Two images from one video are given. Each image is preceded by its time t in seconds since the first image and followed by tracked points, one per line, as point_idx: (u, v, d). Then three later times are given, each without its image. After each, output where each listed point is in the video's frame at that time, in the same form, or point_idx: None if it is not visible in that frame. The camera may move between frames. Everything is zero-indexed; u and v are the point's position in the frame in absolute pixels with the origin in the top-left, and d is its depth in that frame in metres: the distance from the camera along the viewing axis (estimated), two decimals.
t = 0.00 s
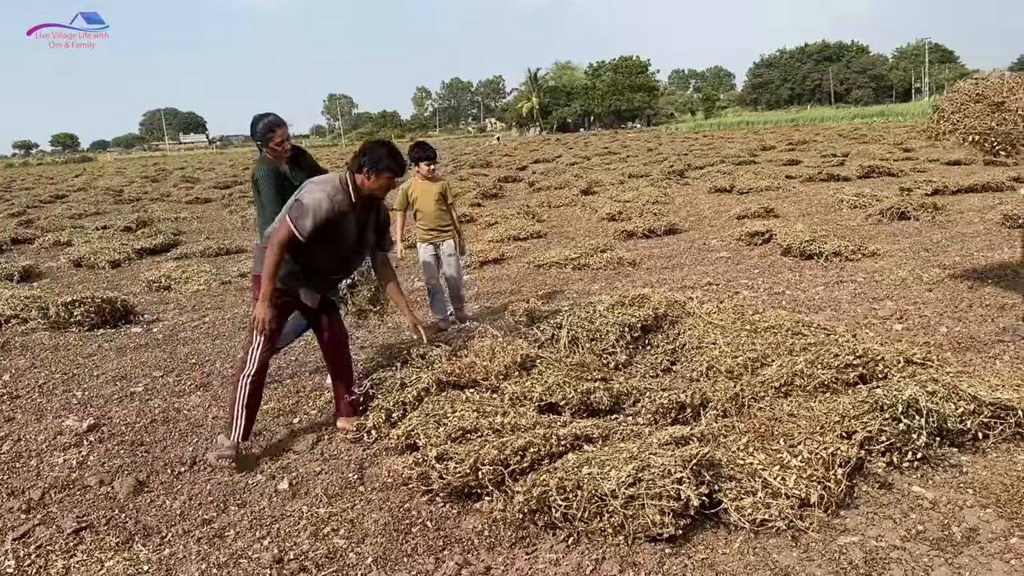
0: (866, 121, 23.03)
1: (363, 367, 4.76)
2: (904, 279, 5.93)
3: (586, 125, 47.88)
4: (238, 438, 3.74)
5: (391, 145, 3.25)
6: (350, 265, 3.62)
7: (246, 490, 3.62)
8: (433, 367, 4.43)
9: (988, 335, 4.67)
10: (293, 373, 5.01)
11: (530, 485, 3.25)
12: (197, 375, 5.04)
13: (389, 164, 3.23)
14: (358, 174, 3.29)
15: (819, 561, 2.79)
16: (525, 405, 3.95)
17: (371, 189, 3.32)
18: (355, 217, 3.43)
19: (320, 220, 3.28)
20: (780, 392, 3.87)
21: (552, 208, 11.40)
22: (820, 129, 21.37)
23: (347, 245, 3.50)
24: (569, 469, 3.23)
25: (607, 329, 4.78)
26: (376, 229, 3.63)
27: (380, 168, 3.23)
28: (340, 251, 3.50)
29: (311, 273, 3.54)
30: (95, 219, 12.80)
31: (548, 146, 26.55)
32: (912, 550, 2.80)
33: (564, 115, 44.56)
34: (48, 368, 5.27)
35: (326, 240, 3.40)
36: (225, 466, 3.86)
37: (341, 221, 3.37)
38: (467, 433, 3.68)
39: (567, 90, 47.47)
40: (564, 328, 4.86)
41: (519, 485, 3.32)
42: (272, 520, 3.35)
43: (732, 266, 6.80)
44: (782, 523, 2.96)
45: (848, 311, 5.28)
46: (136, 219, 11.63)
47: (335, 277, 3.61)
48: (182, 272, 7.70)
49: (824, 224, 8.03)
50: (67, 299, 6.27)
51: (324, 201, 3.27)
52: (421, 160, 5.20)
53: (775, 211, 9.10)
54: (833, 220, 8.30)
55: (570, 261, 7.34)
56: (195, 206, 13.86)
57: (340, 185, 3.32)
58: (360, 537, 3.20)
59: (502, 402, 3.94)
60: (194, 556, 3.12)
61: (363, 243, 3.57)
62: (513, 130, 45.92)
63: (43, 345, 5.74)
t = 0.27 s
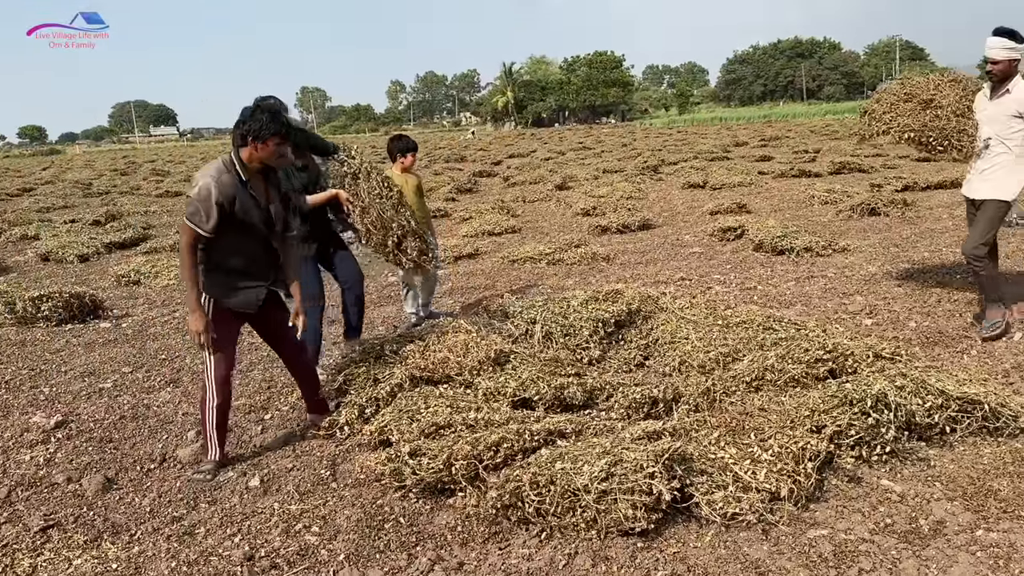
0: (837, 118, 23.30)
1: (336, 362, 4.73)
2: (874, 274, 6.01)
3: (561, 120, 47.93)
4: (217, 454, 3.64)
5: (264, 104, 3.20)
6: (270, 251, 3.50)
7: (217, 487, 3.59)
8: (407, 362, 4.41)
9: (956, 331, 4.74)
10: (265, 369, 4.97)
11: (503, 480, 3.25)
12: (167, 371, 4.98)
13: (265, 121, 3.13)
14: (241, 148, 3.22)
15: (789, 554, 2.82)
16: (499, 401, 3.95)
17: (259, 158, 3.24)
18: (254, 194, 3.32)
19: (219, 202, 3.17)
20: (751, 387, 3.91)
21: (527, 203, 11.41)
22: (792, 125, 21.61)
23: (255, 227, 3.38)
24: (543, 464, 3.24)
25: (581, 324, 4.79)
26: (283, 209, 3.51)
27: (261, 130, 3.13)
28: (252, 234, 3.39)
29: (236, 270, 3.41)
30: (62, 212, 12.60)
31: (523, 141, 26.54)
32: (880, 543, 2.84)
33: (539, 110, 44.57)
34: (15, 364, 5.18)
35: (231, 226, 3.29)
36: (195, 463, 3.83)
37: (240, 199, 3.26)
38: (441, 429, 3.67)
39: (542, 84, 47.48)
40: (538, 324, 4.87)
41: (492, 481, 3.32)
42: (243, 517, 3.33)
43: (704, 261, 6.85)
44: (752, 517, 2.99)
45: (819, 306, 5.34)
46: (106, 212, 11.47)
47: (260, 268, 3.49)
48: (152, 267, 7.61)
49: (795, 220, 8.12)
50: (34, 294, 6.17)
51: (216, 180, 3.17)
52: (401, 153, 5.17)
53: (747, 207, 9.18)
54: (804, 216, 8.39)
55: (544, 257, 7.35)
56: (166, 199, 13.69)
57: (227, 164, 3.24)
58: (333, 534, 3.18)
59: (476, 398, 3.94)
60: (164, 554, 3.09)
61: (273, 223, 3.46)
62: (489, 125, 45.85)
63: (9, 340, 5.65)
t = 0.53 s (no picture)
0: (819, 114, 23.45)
1: (318, 353, 4.71)
2: (854, 266, 6.07)
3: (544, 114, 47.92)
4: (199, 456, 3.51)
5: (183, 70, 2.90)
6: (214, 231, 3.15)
7: (198, 478, 3.57)
8: (389, 352, 4.39)
9: (935, 322, 4.79)
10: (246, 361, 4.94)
11: (487, 469, 3.25)
12: (147, 363, 4.93)
13: (189, 83, 2.84)
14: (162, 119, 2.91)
15: (771, 541, 2.84)
16: (482, 391, 3.94)
17: (184, 128, 2.92)
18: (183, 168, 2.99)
19: (138, 176, 2.86)
20: (732, 376, 3.93)
21: (511, 196, 11.40)
22: (773, 120, 21.75)
23: (191, 205, 3.04)
24: (526, 453, 3.23)
25: (564, 316, 4.79)
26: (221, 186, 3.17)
27: (189, 92, 2.84)
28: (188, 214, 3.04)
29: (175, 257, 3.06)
30: (40, 204, 12.46)
31: (506, 135, 26.51)
32: (861, 530, 2.87)
33: (522, 104, 44.55)
34: None
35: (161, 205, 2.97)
36: (176, 454, 3.80)
37: (165, 174, 2.93)
38: (424, 419, 3.66)
39: (526, 78, 47.45)
40: (522, 314, 4.86)
41: (476, 470, 3.31)
42: (225, 508, 3.31)
43: (687, 254, 6.88)
44: (735, 504, 3.01)
45: (799, 297, 5.38)
46: (85, 204, 11.35)
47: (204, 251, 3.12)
48: (133, 258, 7.54)
49: (776, 213, 8.17)
50: (11, 285, 6.09)
51: (134, 153, 2.86)
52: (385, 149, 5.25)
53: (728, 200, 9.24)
54: (786, 209, 8.46)
55: (527, 249, 7.34)
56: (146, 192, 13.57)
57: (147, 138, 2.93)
58: (316, 524, 3.17)
59: (460, 388, 3.93)
60: (144, 544, 3.06)
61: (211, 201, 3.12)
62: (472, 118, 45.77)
63: None
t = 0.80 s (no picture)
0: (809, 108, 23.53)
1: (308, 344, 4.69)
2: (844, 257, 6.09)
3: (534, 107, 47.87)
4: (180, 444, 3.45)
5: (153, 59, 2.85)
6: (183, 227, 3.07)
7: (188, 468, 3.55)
8: (380, 343, 4.38)
9: (924, 312, 4.82)
10: (236, 352, 4.92)
11: (478, 458, 3.24)
12: (136, 354, 4.91)
13: (158, 72, 2.78)
14: (130, 108, 2.86)
15: (761, 528, 2.86)
16: (473, 381, 3.94)
17: (151, 118, 2.87)
18: (150, 160, 2.93)
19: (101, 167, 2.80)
20: (723, 365, 3.94)
21: (501, 189, 11.39)
22: (763, 113, 21.80)
23: (158, 197, 2.98)
24: (517, 442, 3.22)
25: (555, 306, 4.79)
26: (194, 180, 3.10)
27: (156, 82, 2.78)
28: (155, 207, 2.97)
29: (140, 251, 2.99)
30: (28, 197, 12.37)
31: (496, 128, 26.47)
32: (850, 517, 2.89)
33: (513, 98, 44.49)
34: None
35: (125, 197, 2.91)
36: (166, 445, 3.78)
37: (130, 164, 2.87)
38: (415, 408, 3.65)
39: (516, 71, 47.37)
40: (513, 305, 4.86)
41: (467, 459, 3.31)
42: (215, 498, 3.30)
43: (677, 245, 6.89)
44: (725, 492, 3.02)
45: (790, 288, 5.39)
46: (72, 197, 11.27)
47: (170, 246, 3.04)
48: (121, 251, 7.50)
49: (766, 205, 8.20)
50: None
51: (97, 142, 2.81)
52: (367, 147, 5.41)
53: (719, 193, 9.26)
54: (776, 201, 8.49)
55: (518, 241, 7.34)
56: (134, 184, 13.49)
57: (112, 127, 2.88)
58: (306, 513, 3.17)
59: (451, 378, 3.93)
60: (134, 534, 3.05)
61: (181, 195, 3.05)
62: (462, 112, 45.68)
63: None
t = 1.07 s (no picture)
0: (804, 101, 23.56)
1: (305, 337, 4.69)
2: (839, 250, 6.10)
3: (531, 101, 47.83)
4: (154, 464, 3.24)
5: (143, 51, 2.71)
6: (167, 229, 2.88)
7: (184, 462, 3.56)
8: (376, 337, 4.37)
9: (919, 304, 4.83)
10: (232, 345, 4.92)
11: (474, 451, 3.23)
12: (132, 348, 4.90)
13: (146, 64, 2.66)
14: (117, 101, 2.72)
15: (757, 520, 2.87)
16: (470, 374, 3.94)
17: (138, 112, 2.72)
18: (133, 156, 2.76)
19: (80, 159, 2.65)
20: (719, 358, 3.95)
21: (497, 182, 11.39)
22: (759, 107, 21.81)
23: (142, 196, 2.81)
24: (514, 435, 3.22)
25: (551, 300, 4.79)
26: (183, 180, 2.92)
27: (142, 74, 2.65)
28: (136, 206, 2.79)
29: (117, 251, 2.81)
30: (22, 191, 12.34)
31: (493, 121, 26.44)
32: (845, 509, 2.90)
33: (509, 91, 44.44)
34: None
35: (104, 193, 2.75)
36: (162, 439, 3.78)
37: (110, 158, 2.71)
38: (412, 402, 3.64)
39: (512, 64, 47.29)
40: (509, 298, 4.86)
41: (464, 452, 3.31)
42: (212, 491, 3.30)
43: (674, 239, 6.90)
44: (721, 484, 3.03)
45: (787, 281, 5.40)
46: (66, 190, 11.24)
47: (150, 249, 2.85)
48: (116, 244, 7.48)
49: (763, 198, 8.20)
50: None
51: (76, 132, 2.66)
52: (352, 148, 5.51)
53: (715, 186, 9.26)
54: (772, 194, 8.49)
55: (515, 234, 7.33)
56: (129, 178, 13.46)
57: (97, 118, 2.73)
58: (303, 507, 3.17)
59: (447, 371, 3.93)
60: (131, 527, 3.05)
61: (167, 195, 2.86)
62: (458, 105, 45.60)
63: None
